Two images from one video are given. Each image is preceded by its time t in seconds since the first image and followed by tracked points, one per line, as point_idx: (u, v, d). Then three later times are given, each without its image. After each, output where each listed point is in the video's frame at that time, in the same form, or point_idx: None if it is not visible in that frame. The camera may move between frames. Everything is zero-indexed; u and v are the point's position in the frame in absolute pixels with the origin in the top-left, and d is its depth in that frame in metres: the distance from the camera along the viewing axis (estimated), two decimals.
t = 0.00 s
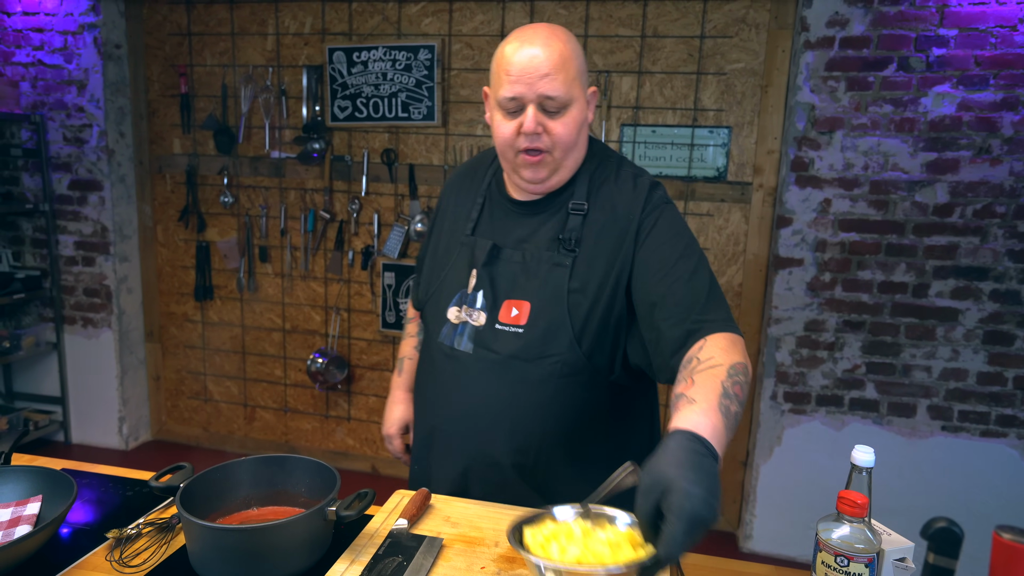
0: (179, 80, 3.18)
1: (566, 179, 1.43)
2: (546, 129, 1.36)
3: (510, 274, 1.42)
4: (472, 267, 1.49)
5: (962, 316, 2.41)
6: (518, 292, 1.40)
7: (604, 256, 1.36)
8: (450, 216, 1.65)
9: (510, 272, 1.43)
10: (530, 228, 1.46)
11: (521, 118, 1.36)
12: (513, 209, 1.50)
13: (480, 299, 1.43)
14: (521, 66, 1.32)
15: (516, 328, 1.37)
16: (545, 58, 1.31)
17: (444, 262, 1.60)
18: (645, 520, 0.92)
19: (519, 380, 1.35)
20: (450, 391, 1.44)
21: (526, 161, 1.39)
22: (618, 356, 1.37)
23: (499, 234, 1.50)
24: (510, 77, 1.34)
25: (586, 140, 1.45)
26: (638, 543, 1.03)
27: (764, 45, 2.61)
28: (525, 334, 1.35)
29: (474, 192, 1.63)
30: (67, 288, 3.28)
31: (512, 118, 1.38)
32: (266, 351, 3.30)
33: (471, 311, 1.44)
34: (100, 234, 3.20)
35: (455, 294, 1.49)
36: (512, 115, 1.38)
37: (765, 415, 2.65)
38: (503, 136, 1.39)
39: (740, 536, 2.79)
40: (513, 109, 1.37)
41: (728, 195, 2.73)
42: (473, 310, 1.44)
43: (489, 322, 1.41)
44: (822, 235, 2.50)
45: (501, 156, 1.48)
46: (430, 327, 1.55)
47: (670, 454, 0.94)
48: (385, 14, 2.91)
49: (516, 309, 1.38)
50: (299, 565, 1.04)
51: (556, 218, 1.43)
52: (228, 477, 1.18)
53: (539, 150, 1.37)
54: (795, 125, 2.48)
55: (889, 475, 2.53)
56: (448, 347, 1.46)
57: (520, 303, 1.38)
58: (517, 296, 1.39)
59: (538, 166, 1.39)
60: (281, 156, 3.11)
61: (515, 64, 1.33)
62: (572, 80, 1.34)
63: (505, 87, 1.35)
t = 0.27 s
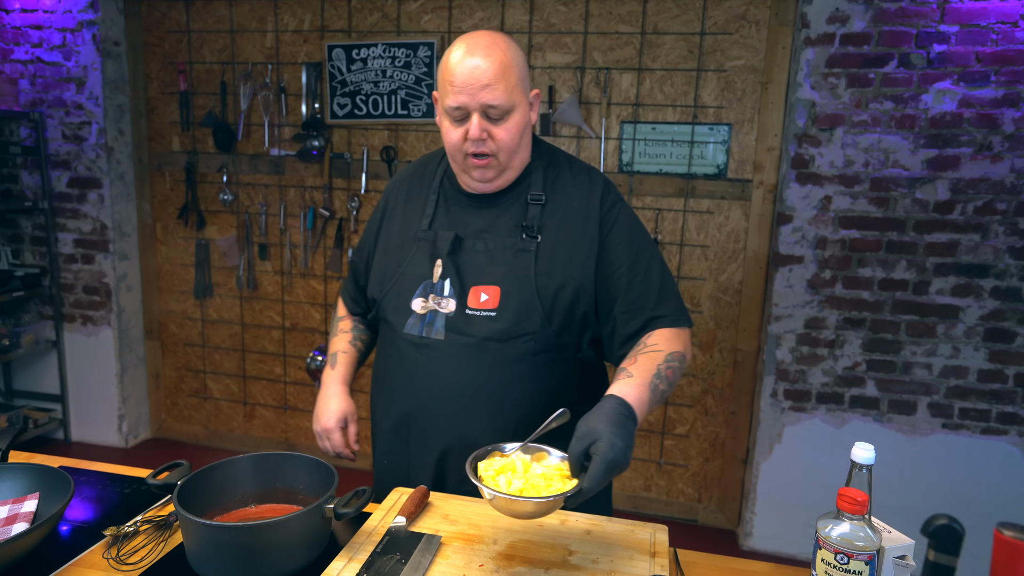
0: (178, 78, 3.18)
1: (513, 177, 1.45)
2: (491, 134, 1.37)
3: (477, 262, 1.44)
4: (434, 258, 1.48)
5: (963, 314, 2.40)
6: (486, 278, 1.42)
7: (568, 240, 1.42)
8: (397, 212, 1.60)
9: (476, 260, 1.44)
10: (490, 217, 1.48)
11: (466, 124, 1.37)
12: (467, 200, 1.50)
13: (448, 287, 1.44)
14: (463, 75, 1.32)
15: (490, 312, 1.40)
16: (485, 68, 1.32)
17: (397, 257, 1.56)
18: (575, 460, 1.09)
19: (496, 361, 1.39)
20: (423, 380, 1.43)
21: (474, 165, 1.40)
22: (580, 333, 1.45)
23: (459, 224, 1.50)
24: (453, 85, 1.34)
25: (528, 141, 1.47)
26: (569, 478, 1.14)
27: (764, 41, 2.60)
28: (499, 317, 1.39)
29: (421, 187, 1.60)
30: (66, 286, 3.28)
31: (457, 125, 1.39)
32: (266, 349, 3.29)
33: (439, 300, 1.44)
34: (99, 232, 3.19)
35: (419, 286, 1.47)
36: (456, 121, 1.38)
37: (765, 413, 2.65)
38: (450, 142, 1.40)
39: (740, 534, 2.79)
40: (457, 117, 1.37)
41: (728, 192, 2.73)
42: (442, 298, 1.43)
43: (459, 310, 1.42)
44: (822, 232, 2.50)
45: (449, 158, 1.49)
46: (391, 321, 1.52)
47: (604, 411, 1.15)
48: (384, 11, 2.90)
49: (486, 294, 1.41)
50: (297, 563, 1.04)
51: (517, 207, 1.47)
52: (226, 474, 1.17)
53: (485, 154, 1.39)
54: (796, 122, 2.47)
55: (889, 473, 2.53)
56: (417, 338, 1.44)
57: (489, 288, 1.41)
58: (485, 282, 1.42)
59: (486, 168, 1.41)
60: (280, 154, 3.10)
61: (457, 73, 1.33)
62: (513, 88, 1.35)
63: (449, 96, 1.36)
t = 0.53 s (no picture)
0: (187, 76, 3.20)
1: (497, 172, 1.45)
2: (475, 129, 1.36)
3: (471, 255, 1.44)
4: (426, 252, 1.47)
5: (974, 314, 2.38)
6: (480, 270, 1.43)
7: (558, 232, 1.44)
8: (380, 208, 1.57)
9: (469, 253, 1.45)
10: (480, 211, 1.48)
11: (450, 120, 1.36)
12: (456, 194, 1.49)
13: (443, 279, 1.43)
14: (447, 72, 1.31)
15: (486, 303, 1.41)
16: (469, 66, 1.31)
17: (384, 252, 1.53)
18: (558, 462, 1.15)
19: (493, 352, 1.39)
20: (419, 374, 1.42)
21: (459, 160, 1.39)
22: (570, 324, 1.47)
23: (449, 218, 1.49)
24: (437, 82, 1.33)
25: (512, 138, 1.47)
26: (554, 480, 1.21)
27: (773, 39, 2.58)
28: (494, 307, 1.40)
29: (404, 182, 1.58)
30: (76, 283, 3.32)
31: (441, 121, 1.37)
32: (273, 347, 3.31)
33: (434, 292, 1.43)
34: (109, 230, 3.22)
35: (411, 279, 1.46)
36: (441, 117, 1.37)
37: (773, 413, 2.63)
38: (435, 138, 1.38)
39: (748, 535, 2.77)
40: (441, 113, 1.36)
41: (736, 191, 2.71)
42: (437, 291, 1.43)
43: (454, 302, 1.42)
44: (831, 231, 2.48)
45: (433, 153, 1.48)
46: (382, 316, 1.50)
47: (581, 415, 1.23)
48: (391, 10, 2.91)
49: (480, 286, 1.42)
50: (300, 559, 1.05)
51: (506, 201, 1.47)
52: (229, 470, 1.18)
53: (469, 150, 1.37)
54: (804, 120, 2.45)
55: (899, 475, 2.50)
56: (413, 331, 1.44)
57: (483, 280, 1.42)
58: (479, 274, 1.42)
59: (470, 163, 1.40)
60: (288, 152, 3.12)
61: (442, 70, 1.32)
62: (496, 86, 1.35)
63: (434, 93, 1.35)
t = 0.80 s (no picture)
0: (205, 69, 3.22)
1: (503, 167, 1.44)
2: (482, 123, 1.35)
3: (483, 248, 1.44)
4: (437, 247, 1.46)
5: (993, 321, 2.34)
6: (493, 263, 1.43)
7: (568, 224, 1.44)
8: (387, 204, 1.54)
9: (481, 247, 1.44)
10: (490, 205, 1.47)
11: (458, 113, 1.35)
12: (465, 189, 1.48)
13: (456, 274, 1.43)
14: (456, 66, 1.31)
15: (500, 296, 1.41)
16: (477, 59, 1.31)
17: (393, 248, 1.51)
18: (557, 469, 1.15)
19: (509, 344, 1.40)
20: (433, 368, 1.42)
21: (466, 153, 1.38)
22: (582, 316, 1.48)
23: (459, 212, 1.48)
24: (446, 75, 1.33)
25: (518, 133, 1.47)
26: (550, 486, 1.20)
27: (792, 39, 2.55)
28: (508, 300, 1.40)
29: (410, 178, 1.56)
30: (94, 272, 3.36)
31: (448, 113, 1.37)
32: (286, 339, 3.34)
33: (448, 287, 1.42)
34: (126, 220, 3.26)
35: (423, 273, 1.45)
36: (449, 110, 1.36)
37: (784, 416, 2.61)
38: (442, 131, 1.37)
39: (756, 538, 2.75)
40: (449, 106, 1.35)
41: (752, 191, 2.69)
42: (450, 285, 1.42)
43: (468, 296, 1.42)
44: (848, 234, 2.45)
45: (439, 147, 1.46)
46: (395, 311, 1.49)
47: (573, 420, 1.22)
48: (408, 5, 2.91)
49: (494, 279, 1.41)
50: (303, 549, 1.05)
51: (516, 194, 1.47)
52: (235, 460, 1.19)
53: (475, 144, 1.36)
54: (823, 121, 2.42)
55: (912, 482, 2.47)
56: (428, 326, 1.43)
57: (496, 273, 1.42)
58: (491, 267, 1.42)
59: (477, 157, 1.38)
60: (303, 146, 3.13)
61: (450, 63, 1.32)
62: (504, 80, 1.34)
63: (442, 86, 1.34)
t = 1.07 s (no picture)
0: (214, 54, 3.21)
1: (529, 153, 1.42)
2: (509, 108, 1.32)
3: (508, 238, 1.42)
4: (460, 236, 1.44)
5: (1011, 307, 2.30)
6: (517, 253, 1.41)
7: (593, 212, 1.42)
8: (409, 192, 1.52)
9: (505, 236, 1.43)
10: (513, 193, 1.45)
11: (484, 99, 1.32)
12: (489, 176, 1.46)
13: (480, 265, 1.41)
14: (480, 49, 1.28)
15: (525, 287, 1.40)
16: (503, 42, 1.27)
17: (415, 238, 1.50)
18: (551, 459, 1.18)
19: (535, 336, 1.39)
20: (458, 360, 1.42)
21: (492, 139, 1.36)
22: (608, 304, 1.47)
23: (481, 201, 1.46)
24: (470, 59, 1.29)
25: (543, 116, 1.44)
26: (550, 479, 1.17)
27: (809, 20, 2.51)
28: (533, 291, 1.39)
29: (431, 165, 1.53)
30: (106, 259, 3.37)
31: (473, 99, 1.34)
32: (296, 326, 3.34)
33: (472, 278, 1.41)
34: (138, 207, 3.27)
35: (446, 264, 1.44)
36: (474, 95, 1.33)
37: (797, 404, 2.59)
38: (467, 117, 1.35)
39: (767, 525, 2.75)
40: (474, 92, 1.32)
41: (766, 176, 2.65)
42: (474, 277, 1.41)
43: (493, 287, 1.40)
44: (863, 219, 2.41)
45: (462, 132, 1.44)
46: (419, 303, 1.48)
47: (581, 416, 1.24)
48: None
49: (519, 270, 1.40)
50: (312, 538, 1.05)
51: (540, 181, 1.44)
52: (243, 449, 1.19)
53: (502, 129, 1.34)
54: (839, 105, 2.38)
55: (927, 470, 2.45)
56: (452, 318, 1.42)
57: (521, 264, 1.40)
58: (516, 257, 1.41)
59: (503, 143, 1.36)
60: (313, 131, 3.11)
61: (475, 46, 1.28)
62: (530, 62, 1.31)
63: (466, 70, 1.31)
